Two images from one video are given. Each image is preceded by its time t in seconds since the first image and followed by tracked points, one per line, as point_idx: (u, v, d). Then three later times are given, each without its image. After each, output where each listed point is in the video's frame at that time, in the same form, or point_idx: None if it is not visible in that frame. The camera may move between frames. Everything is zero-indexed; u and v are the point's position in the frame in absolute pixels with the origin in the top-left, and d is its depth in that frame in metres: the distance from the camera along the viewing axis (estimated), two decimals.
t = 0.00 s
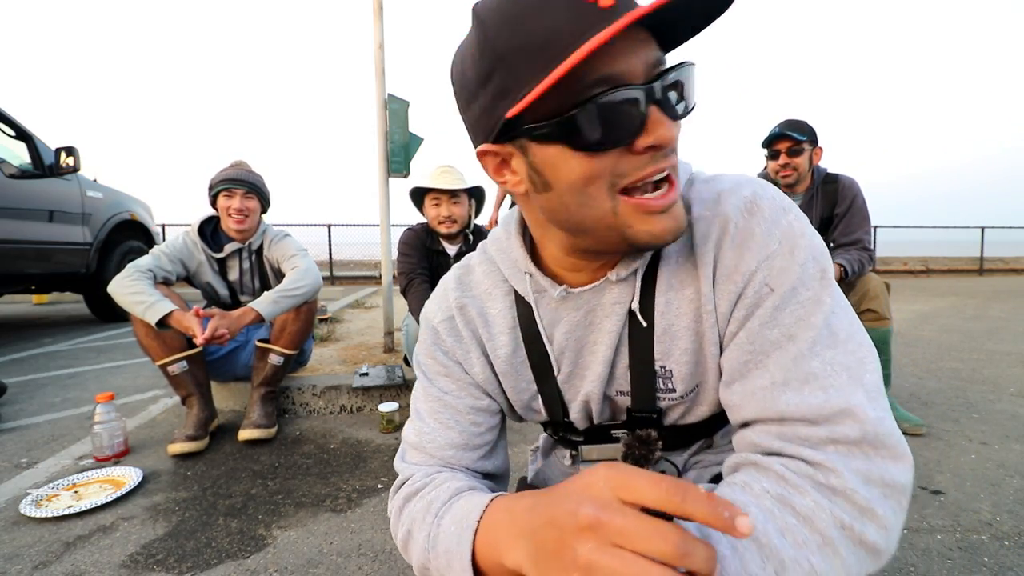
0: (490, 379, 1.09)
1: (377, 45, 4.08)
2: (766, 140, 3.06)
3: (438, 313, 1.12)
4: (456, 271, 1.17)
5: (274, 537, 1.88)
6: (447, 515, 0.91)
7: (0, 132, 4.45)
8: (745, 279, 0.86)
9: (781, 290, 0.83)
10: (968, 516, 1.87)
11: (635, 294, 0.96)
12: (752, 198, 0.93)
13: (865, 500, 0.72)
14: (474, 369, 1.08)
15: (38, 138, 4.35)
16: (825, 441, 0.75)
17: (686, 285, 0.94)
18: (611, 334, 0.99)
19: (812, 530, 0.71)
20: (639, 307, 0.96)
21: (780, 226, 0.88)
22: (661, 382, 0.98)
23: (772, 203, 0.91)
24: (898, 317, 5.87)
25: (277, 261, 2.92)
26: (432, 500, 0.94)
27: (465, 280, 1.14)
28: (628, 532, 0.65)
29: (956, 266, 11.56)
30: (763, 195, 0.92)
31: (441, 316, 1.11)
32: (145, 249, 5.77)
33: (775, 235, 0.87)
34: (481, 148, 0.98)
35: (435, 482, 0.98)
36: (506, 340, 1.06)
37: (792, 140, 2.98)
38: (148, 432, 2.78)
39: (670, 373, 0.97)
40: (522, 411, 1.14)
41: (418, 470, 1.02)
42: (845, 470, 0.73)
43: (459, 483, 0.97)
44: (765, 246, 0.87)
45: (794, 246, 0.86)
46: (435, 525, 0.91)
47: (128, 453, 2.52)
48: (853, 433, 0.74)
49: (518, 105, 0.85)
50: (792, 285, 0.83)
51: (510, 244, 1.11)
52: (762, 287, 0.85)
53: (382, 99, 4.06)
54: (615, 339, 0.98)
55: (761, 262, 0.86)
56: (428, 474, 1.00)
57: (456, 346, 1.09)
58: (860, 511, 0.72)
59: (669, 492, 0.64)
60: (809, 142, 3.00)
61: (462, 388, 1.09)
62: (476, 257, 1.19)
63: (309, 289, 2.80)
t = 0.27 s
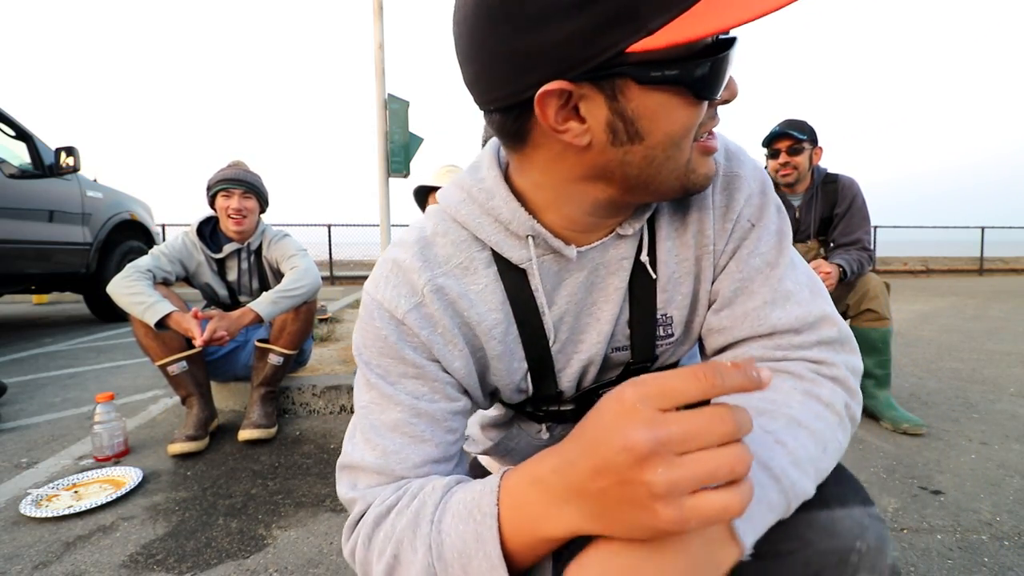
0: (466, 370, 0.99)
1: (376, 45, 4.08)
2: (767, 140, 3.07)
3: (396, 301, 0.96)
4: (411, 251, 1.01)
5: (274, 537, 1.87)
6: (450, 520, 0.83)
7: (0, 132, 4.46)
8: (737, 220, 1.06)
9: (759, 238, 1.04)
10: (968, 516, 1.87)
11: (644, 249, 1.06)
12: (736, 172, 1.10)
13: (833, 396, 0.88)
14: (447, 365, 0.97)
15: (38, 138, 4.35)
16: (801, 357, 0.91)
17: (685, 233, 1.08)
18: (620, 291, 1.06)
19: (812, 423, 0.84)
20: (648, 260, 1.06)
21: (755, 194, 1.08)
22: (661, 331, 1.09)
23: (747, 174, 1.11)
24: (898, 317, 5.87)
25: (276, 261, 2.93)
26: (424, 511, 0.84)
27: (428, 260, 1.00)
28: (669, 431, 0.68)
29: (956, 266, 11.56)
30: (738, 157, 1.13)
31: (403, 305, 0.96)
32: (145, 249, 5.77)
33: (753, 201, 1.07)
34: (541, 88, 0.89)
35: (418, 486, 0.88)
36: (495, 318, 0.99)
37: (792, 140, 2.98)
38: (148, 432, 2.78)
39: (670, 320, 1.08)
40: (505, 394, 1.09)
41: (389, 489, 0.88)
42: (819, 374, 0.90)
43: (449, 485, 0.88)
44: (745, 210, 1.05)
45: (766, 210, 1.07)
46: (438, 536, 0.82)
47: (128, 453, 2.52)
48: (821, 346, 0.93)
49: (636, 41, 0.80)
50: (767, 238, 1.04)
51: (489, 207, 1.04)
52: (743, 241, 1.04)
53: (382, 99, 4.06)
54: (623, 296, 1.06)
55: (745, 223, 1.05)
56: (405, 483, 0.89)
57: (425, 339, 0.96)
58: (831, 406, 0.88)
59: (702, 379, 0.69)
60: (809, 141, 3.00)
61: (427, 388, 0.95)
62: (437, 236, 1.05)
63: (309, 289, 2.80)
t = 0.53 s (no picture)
0: (474, 397, 1.01)
1: (376, 45, 4.08)
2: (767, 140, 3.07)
3: (405, 335, 0.93)
4: (414, 280, 0.97)
5: (274, 538, 1.87)
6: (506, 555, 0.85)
7: (0, 132, 4.46)
8: (705, 233, 1.32)
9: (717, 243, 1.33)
10: (968, 516, 1.87)
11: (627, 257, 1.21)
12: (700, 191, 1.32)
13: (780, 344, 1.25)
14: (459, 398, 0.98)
15: (38, 138, 4.35)
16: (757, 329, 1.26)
17: (662, 246, 1.26)
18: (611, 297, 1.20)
19: (790, 375, 1.15)
20: (632, 265, 1.22)
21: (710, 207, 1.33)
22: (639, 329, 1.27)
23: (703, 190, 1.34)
24: (898, 317, 5.86)
25: (276, 261, 2.92)
26: (478, 552, 0.85)
27: (435, 291, 0.98)
28: (744, 472, 0.72)
29: (956, 266, 11.55)
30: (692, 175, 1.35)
31: (414, 339, 0.93)
32: (145, 249, 5.77)
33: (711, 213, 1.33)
34: (578, 107, 0.91)
35: (459, 526, 0.89)
36: (503, 338, 1.04)
37: (793, 139, 2.98)
38: (148, 432, 2.78)
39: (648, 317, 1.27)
40: (503, 407, 1.14)
41: (423, 532, 0.88)
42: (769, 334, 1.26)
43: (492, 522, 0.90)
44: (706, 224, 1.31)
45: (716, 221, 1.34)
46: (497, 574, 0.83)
47: (128, 453, 2.52)
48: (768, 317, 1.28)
49: (673, 69, 0.89)
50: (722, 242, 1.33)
51: (487, 223, 1.06)
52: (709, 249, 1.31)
53: (382, 99, 4.06)
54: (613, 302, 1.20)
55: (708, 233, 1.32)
56: (444, 523, 0.89)
57: (440, 372, 0.95)
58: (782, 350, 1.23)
59: (735, 420, 0.79)
60: (809, 141, 3.00)
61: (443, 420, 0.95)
62: (435, 262, 1.01)
63: (309, 289, 2.80)
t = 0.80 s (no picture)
0: (450, 386, 1.06)
1: (376, 45, 4.07)
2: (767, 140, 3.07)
3: (375, 335, 1.00)
4: (386, 285, 1.05)
5: (274, 538, 1.87)
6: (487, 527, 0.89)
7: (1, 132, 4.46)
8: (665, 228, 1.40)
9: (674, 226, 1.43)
10: (968, 516, 1.87)
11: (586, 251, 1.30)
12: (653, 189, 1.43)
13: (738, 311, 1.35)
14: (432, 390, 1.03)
15: (38, 138, 4.35)
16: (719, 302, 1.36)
17: (625, 240, 1.36)
18: (573, 290, 1.27)
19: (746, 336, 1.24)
20: (588, 261, 1.29)
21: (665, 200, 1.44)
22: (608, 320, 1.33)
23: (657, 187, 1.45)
24: (898, 317, 5.86)
25: (276, 261, 2.93)
26: (460, 527, 0.89)
27: (406, 292, 1.06)
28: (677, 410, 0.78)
29: (956, 266, 11.55)
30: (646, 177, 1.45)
31: (388, 338, 1.00)
32: (145, 249, 5.77)
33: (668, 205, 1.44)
34: (522, 125, 1.01)
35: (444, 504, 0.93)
36: (475, 331, 1.11)
37: (793, 139, 2.97)
38: (148, 432, 2.78)
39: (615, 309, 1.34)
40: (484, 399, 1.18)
41: (410, 511, 0.93)
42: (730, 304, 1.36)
43: (474, 496, 0.94)
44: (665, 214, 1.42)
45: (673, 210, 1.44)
46: (480, 544, 0.88)
47: (128, 453, 2.52)
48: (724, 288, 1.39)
49: (602, 84, 1.00)
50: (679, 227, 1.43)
51: (453, 228, 1.14)
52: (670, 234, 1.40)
53: (382, 99, 4.06)
54: (575, 294, 1.27)
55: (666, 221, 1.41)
56: (429, 501, 0.93)
57: (414, 364, 1.01)
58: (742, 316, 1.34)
59: (666, 377, 0.85)
60: (810, 141, 3.00)
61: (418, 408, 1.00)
62: (404, 269, 1.10)
63: (309, 289, 2.80)
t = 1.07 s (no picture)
0: (411, 381, 1.09)
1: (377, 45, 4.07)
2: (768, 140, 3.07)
3: (341, 326, 1.05)
4: (363, 279, 1.11)
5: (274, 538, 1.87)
6: (396, 552, 0.92)
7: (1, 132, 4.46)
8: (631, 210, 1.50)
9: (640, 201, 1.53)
10: (968, 516, 1.87)
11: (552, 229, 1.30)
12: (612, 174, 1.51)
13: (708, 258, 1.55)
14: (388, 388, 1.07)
15: (38, 138, 4.35)
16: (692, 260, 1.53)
17: (593, 219, 1.40)
18: (546, 267, 1.27)
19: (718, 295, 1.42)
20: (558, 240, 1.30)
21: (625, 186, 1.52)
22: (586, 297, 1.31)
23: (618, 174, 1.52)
24: (898, 317, 5.87)
25: (276, 261, 2.93)
26: (372, 542, 0.92)
27: (381, 285, 1.10)
28: None
29: (957, 266, 11.55)
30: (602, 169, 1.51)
31: (358, 329, 1.04)
32: (145, 249, 5.77)
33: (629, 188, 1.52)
34: (480, 118, 1.07)
35: (366, 507, 0.97)
36: (443, 322, 1.13)
37: (793, 139, 2.97)
38: (148, 432, 2.78)
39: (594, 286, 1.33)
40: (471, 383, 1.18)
41: (334, 497, 0.97)
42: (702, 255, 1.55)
43: (392, 517, 0.96)
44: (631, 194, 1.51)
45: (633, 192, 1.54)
46: (384, 565, 0.91)
47: (128, 453, 2.52)
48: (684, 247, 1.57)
49: (547, 80, 1.06)
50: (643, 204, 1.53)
51: (428, 219, 1.19)
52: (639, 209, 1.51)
53: (382, 99, 4.06)
54: (549, 271, 1.27)
55: (632, 200, 1.50)
56: (355, 500, 0.97)
57: (377, 356, 1.05)
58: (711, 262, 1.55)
59: (599, 532, 0.86)
60: (810, 141, 3.00)
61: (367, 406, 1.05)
62: (383, 259, 1.15)
63: (309, 289, 2.80)
